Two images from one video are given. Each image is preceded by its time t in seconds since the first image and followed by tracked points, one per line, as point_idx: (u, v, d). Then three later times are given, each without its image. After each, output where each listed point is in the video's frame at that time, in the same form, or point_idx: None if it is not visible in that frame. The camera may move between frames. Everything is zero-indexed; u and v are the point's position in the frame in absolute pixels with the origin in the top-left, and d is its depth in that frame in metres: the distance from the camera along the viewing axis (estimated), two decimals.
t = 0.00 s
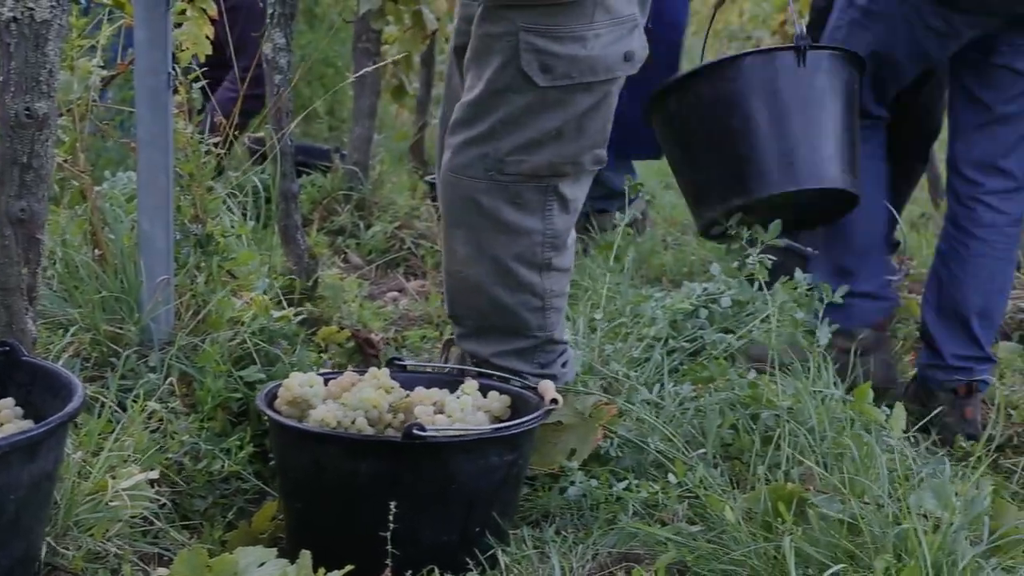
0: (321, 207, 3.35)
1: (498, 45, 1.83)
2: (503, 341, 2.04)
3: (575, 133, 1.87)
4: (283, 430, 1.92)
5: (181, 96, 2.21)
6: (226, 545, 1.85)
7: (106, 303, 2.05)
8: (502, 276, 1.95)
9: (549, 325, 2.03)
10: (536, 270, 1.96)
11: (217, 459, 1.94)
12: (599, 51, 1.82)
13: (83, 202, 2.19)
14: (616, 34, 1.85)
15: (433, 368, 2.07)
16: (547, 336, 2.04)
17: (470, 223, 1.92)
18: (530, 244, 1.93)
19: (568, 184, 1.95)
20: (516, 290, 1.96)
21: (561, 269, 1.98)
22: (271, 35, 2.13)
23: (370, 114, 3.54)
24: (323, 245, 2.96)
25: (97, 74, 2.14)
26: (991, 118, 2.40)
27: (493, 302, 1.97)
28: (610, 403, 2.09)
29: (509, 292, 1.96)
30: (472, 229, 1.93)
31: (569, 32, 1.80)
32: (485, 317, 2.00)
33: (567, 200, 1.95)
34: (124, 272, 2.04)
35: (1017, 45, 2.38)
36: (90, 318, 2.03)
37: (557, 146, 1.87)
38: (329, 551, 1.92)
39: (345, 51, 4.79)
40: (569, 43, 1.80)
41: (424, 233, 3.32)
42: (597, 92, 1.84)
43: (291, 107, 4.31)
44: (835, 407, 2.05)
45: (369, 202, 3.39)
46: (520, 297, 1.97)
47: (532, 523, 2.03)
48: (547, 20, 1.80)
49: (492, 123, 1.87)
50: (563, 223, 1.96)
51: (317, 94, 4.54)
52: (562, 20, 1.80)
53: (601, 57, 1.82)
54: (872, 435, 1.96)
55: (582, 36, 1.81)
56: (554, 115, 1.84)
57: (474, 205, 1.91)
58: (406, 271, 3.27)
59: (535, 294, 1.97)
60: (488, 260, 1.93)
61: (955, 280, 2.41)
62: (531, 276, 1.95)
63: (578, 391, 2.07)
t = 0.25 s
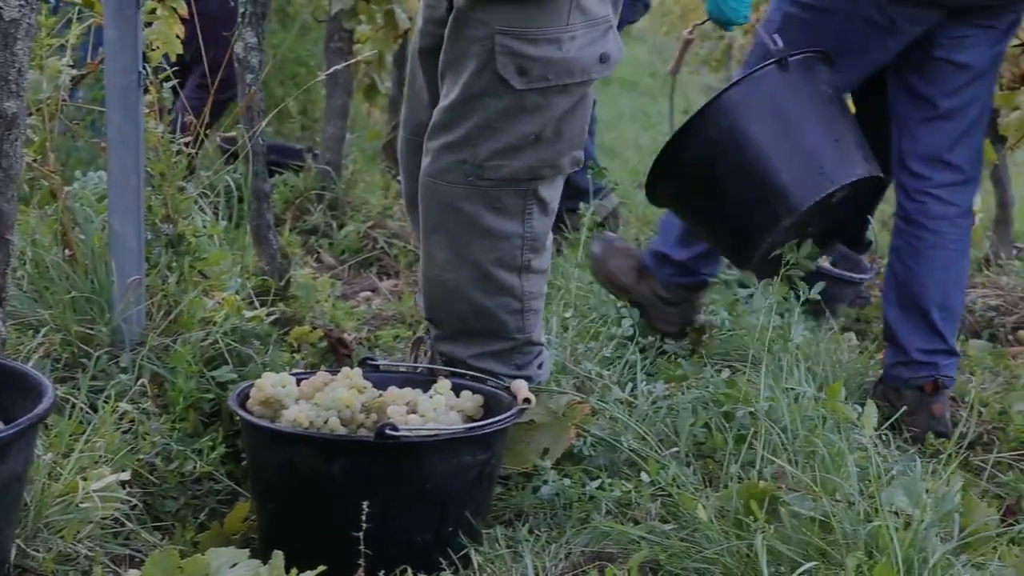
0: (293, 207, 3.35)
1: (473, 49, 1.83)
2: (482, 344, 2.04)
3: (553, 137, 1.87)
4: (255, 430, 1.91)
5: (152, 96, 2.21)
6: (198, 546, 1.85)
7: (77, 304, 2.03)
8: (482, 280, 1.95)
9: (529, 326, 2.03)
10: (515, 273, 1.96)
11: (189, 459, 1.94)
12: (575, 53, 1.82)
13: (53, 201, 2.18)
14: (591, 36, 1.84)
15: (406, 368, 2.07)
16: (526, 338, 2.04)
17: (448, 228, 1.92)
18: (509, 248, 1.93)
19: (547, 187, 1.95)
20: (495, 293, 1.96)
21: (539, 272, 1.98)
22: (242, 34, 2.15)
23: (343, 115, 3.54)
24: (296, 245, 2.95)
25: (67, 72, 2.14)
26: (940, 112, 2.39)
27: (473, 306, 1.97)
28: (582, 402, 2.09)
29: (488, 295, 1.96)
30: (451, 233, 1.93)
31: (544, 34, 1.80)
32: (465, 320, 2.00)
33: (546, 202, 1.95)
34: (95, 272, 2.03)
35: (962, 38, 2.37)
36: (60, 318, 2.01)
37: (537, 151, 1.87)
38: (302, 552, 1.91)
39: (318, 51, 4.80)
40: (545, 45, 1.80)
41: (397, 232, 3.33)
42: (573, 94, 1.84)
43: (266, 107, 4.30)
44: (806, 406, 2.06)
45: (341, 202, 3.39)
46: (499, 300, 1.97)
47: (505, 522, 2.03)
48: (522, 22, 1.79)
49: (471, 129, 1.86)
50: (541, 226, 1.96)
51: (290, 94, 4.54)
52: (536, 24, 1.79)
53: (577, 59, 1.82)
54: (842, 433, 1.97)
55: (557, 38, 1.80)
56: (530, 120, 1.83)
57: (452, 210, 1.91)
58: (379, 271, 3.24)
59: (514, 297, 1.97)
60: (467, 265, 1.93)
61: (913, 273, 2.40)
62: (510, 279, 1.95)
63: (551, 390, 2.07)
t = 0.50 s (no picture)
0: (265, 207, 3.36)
1: (431, 50, 1.81)
2: (451, 346, 2.04)
3: (516, 141, 1.85)
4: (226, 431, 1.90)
5: (122, 96, 2.20)
6: (168, 547, 1.84)
7: (46, 304, 2.02)
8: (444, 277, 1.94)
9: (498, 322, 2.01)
10: (483, 274, 1.96)
11: (159, 460, 1.93)
12: (534, 55, 1.81)
13: (21, 201, 2.16)
14: (548, 37, 1.83)
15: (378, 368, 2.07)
16: (494, 337, 2.03)
17: (415, 233, 1.91)
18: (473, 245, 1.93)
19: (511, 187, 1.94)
20: (463, 294, 1.96)
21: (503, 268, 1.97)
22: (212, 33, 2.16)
23: (315, 113, 3.55)
24: (267, 245, 2.94)
25: (35, 71, 2.13)
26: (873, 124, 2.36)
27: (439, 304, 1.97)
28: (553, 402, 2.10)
29: (455, 297, 1.96)
30: (418, 237, 1.92)
31: (502, 36, 1.78)
32: (433, 322, 1.99)
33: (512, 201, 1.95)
34: (64, 272, 2.01)
35: (861, 31, 2.35)
36: (29, 318, 2.00)
37: (499, 154, 1.86)
38: (273, 552, 1.90)
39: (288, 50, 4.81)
40: (502, 47, 1.78)
41: (368, 232, 3.37)
42: (532, 96, 1.83)
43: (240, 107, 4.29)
44: (777, 404, 2.06)
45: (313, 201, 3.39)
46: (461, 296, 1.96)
47: (477, 522, 2.03)
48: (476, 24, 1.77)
49: (432, 133, 1.85)
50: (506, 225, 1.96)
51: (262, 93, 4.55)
52: (492, 25, 1.77)
53: (536, 60, 1.81)
54: (813, 431, 1.97)
55: (516, 40, 1.79)
56: (490, 124, 1.82)
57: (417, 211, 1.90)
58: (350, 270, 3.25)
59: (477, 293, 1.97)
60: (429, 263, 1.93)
61: (855, 265, 2.37)
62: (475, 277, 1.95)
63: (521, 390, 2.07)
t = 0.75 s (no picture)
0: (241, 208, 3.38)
1: (379, 49, 1.83)
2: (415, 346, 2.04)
3: (463, 150, 1.85)
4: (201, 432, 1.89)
5: (97, 97, 2.20)
6: (145, 549, 1.83)
7: (20, 305, 2.00)
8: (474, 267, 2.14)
9: (522, 342, 2.20)
10: (436, 277, 1.96)
11: (135, 462, 1.92)
12: (480, 60, 1.81)
13: None
14: (497, 42, 1.84)
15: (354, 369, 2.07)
16: (455, 339, 2.03)
17: (367, 236, 1.94)
18: (501, 247, 2.13)
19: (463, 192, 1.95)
20: (417, 297, 1.97)
21: (525, 287, 2.17)
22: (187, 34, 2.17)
23: (291, 113, 3.63)
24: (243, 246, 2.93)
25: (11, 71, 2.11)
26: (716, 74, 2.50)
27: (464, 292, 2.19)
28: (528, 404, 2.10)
29: (411, 300, 1.97)
30: (371, 240, 1.94)
31: (448, 39, 1.79)
32: (390, 326, 2.00)
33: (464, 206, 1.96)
34: (39, 273, 2.00)
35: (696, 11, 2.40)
36: (3, 320, 1.98)
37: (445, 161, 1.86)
38: (249, 554, 1.89)
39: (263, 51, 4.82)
40: (446, 50, 1.79)
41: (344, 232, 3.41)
42: (477, 104, 1.83)
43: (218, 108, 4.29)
44: (753, 405, 2.07)
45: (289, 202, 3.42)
46: (485, 295, 2.17)
47: (455, 523, 2.03)
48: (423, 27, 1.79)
49: (379, 137, 1.88)
50: (539, 243, 2.16)
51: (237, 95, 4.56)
52: (438, 28, 1.79)
53: (480, 66, 1.81)
54: (789, 431, 1.98)
55: (461, 44, 1.80)
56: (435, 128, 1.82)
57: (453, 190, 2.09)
58: (326, 270, 3.32)
59: (496, 298, 2.17)
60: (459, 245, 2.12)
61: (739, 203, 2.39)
62: (501, 279, 2.15)
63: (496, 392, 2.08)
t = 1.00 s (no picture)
0: (216, 209, 3.38)
1: (348, 39, 1.80)
2: (382, 338, 2.04)
3: (419, 145, 1.85)
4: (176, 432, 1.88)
5: (71, 97, 2.19)
6: (120, 551, 1.82)
7: None
8: (455, 263, 2.16)
9: (505, 341, 2.20)
10: (397, 266, 1.96)
11: (110, 463, 1.91)
12: (443, 57, 1.80)
13: None
14: (462, 41, 1.82)
15: (331, 369, 2.07)
16: (421, 330, 2.03)
17: (326, 224, 1.92)
18: (484, 245, 2.15)
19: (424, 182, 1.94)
20: (380, 287, 1.96)
21: (506, 288, 2.18)
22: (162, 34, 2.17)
23: (267, 115, 3.62)
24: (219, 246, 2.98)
25: None
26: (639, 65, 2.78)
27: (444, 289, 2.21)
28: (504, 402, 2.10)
29: (372, 288, 1.96)
30: (330, 229, 1.92)
31: (414, 32, 1.77)
32: (352, 313, 1.99)
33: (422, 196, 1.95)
34: (12, 274, 1.98)
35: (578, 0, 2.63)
36: None
37: (400, 153, 1.85)
38: (225, 556, 1.89)
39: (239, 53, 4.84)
40: (411, 44, 1.78)
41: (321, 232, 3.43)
42: (440, 102, 1.82)
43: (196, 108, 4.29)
44: (729, 404, 2.07)
45: (264, 202, 3.47)
46: (465, 293, 2.18)
47: (431, 522, 2.03)
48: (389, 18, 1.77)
49: (340, 126, 1.85)
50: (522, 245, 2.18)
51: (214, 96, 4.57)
52: (405, 20, 1.77)
53: (444, 64, 1.80)
54: (765, 429, 1.98)
55: (426, 38, 1.78)
56: (399, 120, 1.81)
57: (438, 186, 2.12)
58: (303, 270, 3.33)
59: (475, 297, 2.18)
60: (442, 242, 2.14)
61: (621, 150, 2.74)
62: (482, 277, 2.16)
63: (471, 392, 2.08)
